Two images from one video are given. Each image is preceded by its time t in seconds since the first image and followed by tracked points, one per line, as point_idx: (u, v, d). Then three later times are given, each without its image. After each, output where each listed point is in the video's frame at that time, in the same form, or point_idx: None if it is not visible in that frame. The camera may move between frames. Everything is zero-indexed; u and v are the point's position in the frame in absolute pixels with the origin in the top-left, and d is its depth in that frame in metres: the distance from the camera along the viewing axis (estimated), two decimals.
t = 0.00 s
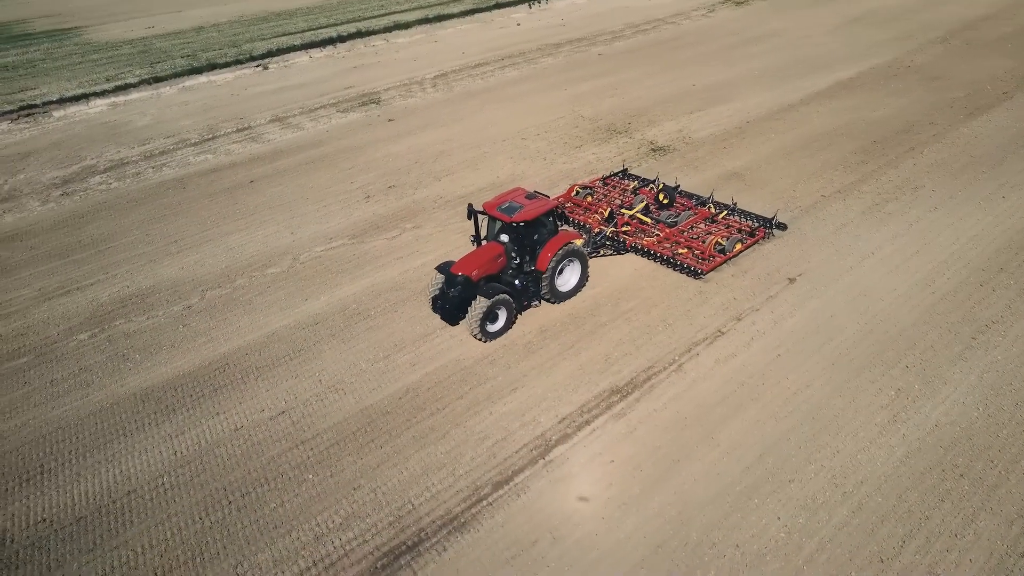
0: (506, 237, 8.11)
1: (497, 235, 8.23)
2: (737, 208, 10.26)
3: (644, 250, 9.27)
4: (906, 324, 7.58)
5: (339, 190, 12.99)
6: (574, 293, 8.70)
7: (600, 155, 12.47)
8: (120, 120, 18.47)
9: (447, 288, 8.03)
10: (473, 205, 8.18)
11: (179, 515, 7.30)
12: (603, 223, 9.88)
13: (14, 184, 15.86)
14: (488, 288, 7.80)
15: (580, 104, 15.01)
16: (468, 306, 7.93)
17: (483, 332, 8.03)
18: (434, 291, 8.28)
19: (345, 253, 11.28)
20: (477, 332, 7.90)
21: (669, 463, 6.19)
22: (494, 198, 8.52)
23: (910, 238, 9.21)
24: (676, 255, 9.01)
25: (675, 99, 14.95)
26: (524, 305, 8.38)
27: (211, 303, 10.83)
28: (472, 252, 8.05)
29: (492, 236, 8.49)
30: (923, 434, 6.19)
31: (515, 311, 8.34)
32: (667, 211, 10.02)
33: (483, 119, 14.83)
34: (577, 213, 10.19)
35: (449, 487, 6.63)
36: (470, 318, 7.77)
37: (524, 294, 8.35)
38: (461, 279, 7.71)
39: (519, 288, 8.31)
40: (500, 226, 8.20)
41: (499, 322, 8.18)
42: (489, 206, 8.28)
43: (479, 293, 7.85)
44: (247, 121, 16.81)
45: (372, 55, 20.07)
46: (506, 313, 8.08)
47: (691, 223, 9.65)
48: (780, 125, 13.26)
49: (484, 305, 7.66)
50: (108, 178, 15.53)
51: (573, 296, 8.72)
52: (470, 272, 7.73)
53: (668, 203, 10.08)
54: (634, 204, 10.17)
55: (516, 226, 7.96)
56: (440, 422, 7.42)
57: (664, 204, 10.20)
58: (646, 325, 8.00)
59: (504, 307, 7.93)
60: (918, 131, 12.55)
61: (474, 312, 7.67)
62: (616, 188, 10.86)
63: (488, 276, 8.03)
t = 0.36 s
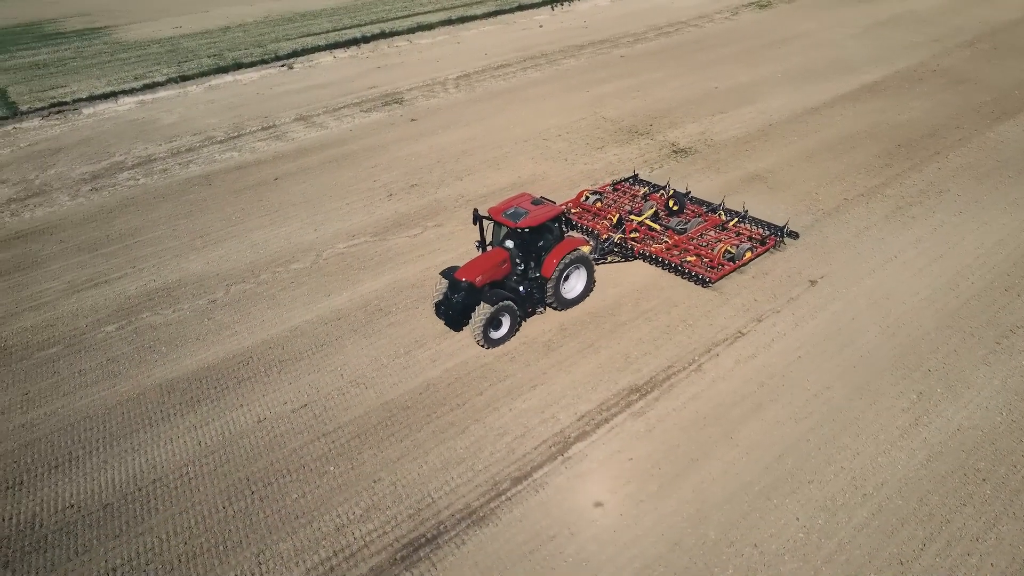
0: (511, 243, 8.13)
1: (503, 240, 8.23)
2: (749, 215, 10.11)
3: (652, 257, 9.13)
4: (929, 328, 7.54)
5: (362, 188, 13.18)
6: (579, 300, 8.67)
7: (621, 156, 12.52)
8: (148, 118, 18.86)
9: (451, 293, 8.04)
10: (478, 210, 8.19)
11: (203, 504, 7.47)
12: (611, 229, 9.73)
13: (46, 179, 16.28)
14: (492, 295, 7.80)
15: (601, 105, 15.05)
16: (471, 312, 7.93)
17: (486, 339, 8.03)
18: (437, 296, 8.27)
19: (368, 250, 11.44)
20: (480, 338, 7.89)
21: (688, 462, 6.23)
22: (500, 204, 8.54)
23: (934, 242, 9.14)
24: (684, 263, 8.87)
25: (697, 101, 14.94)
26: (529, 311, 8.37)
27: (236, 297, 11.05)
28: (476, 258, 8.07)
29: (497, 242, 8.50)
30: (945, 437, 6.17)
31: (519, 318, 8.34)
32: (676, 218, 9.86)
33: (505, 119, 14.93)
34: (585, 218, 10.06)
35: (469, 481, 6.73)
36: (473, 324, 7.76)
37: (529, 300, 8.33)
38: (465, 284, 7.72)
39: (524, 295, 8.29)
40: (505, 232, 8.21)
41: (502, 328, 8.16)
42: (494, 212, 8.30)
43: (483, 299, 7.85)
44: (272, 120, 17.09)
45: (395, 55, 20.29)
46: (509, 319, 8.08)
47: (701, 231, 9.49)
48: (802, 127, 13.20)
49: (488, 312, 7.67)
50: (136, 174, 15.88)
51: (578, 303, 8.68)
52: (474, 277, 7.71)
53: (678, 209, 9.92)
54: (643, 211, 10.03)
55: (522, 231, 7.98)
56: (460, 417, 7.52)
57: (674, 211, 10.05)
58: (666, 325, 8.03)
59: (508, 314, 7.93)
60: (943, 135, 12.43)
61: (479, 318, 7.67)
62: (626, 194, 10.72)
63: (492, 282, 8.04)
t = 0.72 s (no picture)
0: (514, 246, 8.15)
1: (506, 244, 8.28)
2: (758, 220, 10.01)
3: (658, 263, 9.10)
4: (950, 330, 7.49)
5: (382, 185, 13.31)
6: (583, 305, 8.63)
7: (640, 155, 12.53)
8: (172, 114, 19.17)
9: (454, 297, 8.11)
10: (482, 213, 8.28)
11: (223, 492, 7.61)
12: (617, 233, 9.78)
13: (72, 173, 16.62)
14: (494, 299, 7.83)
15: (621, 105, 15.07)
16: (473, 315, 7.97)
17: (487, 343, 8.04)
18: (441, 299, 8.37)
19: (387, 246, 11.57)
20: (482, 342, 7.91)
21: (705, 459, 6.24)
22: (505, 207, 8.57)
23: (956, 244, 9.07)
24: (691, 268, 8.83)
25: (717, 102, 14.91)
26: (531, 315, 8.34)
27: (256, 291, 11.21)
28: (479, 262, 8.12)
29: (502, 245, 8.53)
30: (965, 439, 6.13)
31: (522, 322, 8.33)
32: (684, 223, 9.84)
33: (524, 118, 15.00)
34: (592, 222, 10.12)
35: (485, 474, 6.80)
36: (474, 328, 7.80)
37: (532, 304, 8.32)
38: (466, 287, 7.77)
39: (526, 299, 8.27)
40: (508, 235, 8.24)
41: (504, 332, 8.17)
42: (498, 215, 8.34)
43: (484, 302, 7.89)
44: (294, 117, 17.30)
45: (416, 55, 20.45)
46: (511, 324, 8.08)
47: (708, 236, 9.42)
48: (823, 129, 13.13)
49: (488, 315, 7.67)
50: (159, 169, 16.15)
51: (582, 308, 8.63)
52: (475, 281, 7.78)
53: (685, 214, 9.89)
54: (650, 215, 10.04)
55: (524, 235, 8.00)
56: (477, 411, 7.59)
57: (682, 215, 9.98)
58: (683, 323, 8.05)
59: (509, 318, 7.92)
60: (967, 138, 12.30)
61: (479, 321, 7.68)
62: (634, 198, 10.70)
63: (494, 285, 8.07)
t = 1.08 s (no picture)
0: (516, 250, 8.13)
1: (508, 248, 8.26)
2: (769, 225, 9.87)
3: (664, 267, 9.01)
4: (973, 332, 7.41)
5: (403, 181, 13.43)
6: (585, 310, 8.61)
7: (661, 154, 12.52)
8: (197, 110, 19.48)
9: (454, 300, 8.09)
10: (484, 216, 8.26)
11: (243, 481, 7.76)
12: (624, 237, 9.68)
13: (99, 167, 16.97)
14: (494, 302, 7.82)
15: (641, 104, 15.05)
16: (474, 319, 7.96)
17: (488, 347, 8.03)
18: (442, 302, 8.38)
19: (407, 242, 11.68)
20: (482, 346, 7.90)
21: (722, 457, 6.25)
22: (507, 210, 8.56)
23: (981, 246, 8.96)
24: (698, 274, 8.69)
25: (739, 102, 14.84)
26: (533, 320, 8.32)
27: (278, 284, 11.38)
28: (480, 265, 8.12)
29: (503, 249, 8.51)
30: (988, 442, 6.07)
31: (523, 326, 8.31)
32: (692, 227, 9.69)
33: (544, 117, 15.03)
34: (599, 225, 10.01)
35: (502, 468, 6.86)
36: (474, 332, 7.78)
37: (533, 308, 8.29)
38: (467, 291, 7.76)
39: (528, 303, 8.25)
40: (511, 238, 8.23)
41: (505, 337, 8.16)
42: (500, 219, 8.32)
43: (485, 306, 7.86)
44: (316, 113, 17.51)
45: (437, 53, 20.58)
46: (512, 328, 8.06)
47: (716, 241, 9.28)
48: (847, 129, 13.02)
49: (489, 320, 7.66)
50: (184, 163, 16.44)
51: (584, 313, 8.61)
52: (476, 284, 7.78)
53: (693, 218, 9.75)
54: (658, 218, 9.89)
55: (526, 239, 7.98)
56: (494, 406, 7.65)
57: (690, 219, 9.87)
58: (702, 322, 8.04)
59: (510, 322, 7.90)
60: (994, 140, 12.13)
61: (480, 325, 7.67)
62: (643, 200, 10.59)
63: (496, 289, 8.06)
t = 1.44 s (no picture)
0: (519, 253, 8.09)
1: (512, 250, 8.23)
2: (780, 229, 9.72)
3: (672, 272, 8.89)
4: (1001, 335, 7.31)
5: (426, 177, 13.55)
6: (589, 314, 8.55)
7: (684, 153, 12.48)
8: (224, 105, 19.82)
9: (455, 301, 8.08)
10: (488, 218, 8.23)
11: (264, 468, 7.92)
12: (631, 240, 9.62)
13: (128, 160, 17.34)
14: (496, 304, 7.78)
15: (664, 103, 15.01)
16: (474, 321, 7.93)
17: (488, 349, 8.01)
18: (444, 304, 8.38)
19: (429, 236, 11.79)
20: (482, 349, 7.89)
21: (741, 455, 6.25)
22: (511, 212, 8.50)
23: (1011, 249, 8.82)
24: (705, 279, 8.59)
25: (764, 101, 14.73)
26: (535, 323, 8.29)
27: (302, 276, 11.56)
28: (483, 267, 8.09)
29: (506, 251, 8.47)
30: (1013, 445, 6.00)
31: (525, 329, 8.28)
32: (701, 231, 9.58)
33: (566, 115, 15.06)
34: (607, 228, 9.97)
35: (520, 461, 6.92)
36: (474, 335, 7.76)
37: (534, 311, 8.26)
38: (469, 293, 7.74)
39: (530, 306, 8.22)
40: (514, 241, 8.18)
41: (506, 339, 8.14)
42: (504, 220, 8.27)
43: (486, 309, 7.83)
44: (341, 109, 17.72)
45: (462, 51, 20.71)
46: (513, 331, 8.03)
47: (726, 246, 9.15)
48: (874, 130, 12.87)
49: (490, 323, 7.63)
50: (211, 157, 16.74)
51: (587, 317, 8.56)
52: (478, 286, 7.77)
53: (703, 222, 9.63)
54: (667, 222, 9.82)
55: (530, 241, 7.92)
56: (513, 399, 7.70)
57: (700, 224, 9.74)
58: (723, 321, 8.03)
59: (512, 325, 7.88)
60: None
61: (480, 328, 7.64)
62: (652, 204, 10.49)
63: (498, 292, 8.04)
